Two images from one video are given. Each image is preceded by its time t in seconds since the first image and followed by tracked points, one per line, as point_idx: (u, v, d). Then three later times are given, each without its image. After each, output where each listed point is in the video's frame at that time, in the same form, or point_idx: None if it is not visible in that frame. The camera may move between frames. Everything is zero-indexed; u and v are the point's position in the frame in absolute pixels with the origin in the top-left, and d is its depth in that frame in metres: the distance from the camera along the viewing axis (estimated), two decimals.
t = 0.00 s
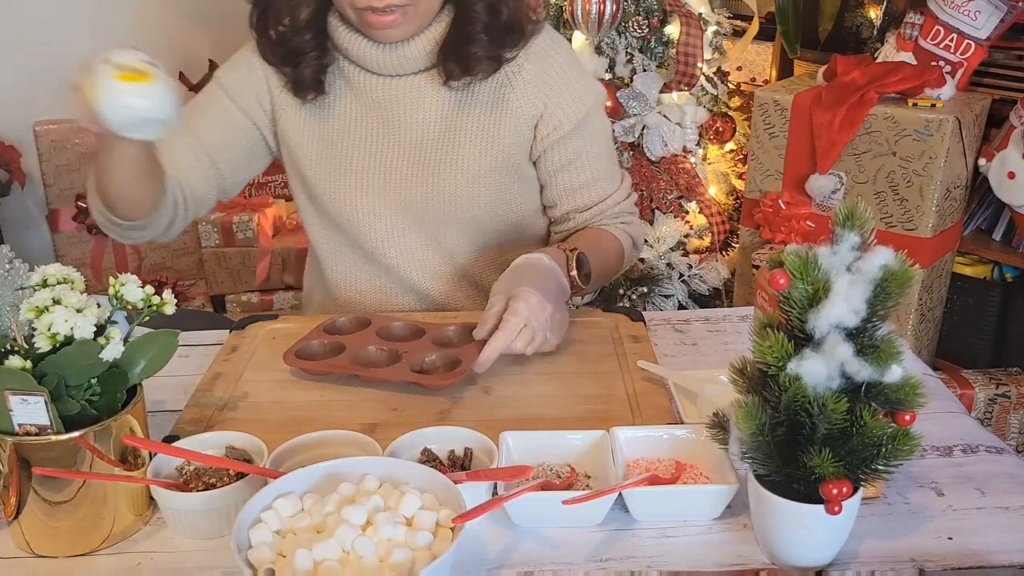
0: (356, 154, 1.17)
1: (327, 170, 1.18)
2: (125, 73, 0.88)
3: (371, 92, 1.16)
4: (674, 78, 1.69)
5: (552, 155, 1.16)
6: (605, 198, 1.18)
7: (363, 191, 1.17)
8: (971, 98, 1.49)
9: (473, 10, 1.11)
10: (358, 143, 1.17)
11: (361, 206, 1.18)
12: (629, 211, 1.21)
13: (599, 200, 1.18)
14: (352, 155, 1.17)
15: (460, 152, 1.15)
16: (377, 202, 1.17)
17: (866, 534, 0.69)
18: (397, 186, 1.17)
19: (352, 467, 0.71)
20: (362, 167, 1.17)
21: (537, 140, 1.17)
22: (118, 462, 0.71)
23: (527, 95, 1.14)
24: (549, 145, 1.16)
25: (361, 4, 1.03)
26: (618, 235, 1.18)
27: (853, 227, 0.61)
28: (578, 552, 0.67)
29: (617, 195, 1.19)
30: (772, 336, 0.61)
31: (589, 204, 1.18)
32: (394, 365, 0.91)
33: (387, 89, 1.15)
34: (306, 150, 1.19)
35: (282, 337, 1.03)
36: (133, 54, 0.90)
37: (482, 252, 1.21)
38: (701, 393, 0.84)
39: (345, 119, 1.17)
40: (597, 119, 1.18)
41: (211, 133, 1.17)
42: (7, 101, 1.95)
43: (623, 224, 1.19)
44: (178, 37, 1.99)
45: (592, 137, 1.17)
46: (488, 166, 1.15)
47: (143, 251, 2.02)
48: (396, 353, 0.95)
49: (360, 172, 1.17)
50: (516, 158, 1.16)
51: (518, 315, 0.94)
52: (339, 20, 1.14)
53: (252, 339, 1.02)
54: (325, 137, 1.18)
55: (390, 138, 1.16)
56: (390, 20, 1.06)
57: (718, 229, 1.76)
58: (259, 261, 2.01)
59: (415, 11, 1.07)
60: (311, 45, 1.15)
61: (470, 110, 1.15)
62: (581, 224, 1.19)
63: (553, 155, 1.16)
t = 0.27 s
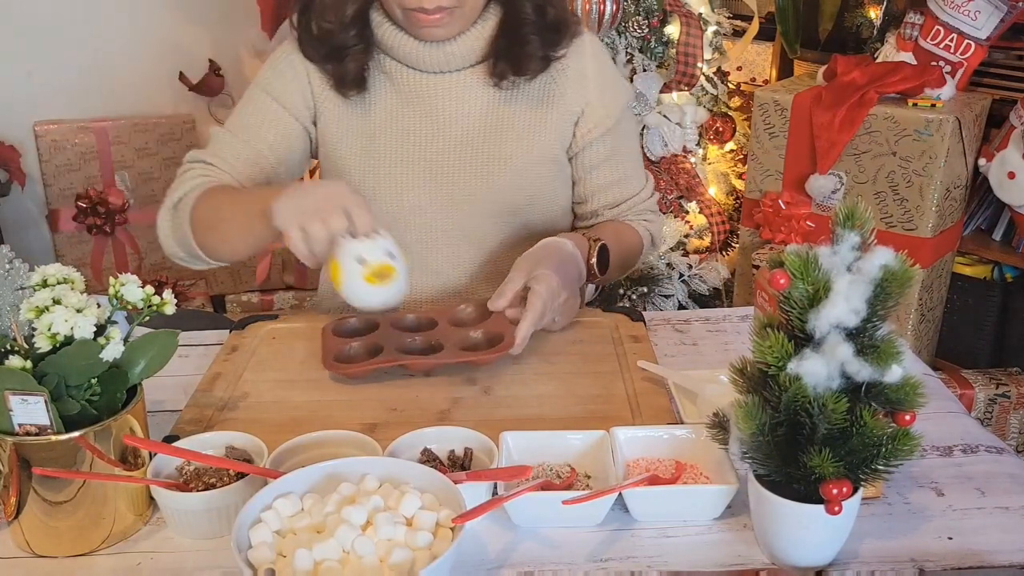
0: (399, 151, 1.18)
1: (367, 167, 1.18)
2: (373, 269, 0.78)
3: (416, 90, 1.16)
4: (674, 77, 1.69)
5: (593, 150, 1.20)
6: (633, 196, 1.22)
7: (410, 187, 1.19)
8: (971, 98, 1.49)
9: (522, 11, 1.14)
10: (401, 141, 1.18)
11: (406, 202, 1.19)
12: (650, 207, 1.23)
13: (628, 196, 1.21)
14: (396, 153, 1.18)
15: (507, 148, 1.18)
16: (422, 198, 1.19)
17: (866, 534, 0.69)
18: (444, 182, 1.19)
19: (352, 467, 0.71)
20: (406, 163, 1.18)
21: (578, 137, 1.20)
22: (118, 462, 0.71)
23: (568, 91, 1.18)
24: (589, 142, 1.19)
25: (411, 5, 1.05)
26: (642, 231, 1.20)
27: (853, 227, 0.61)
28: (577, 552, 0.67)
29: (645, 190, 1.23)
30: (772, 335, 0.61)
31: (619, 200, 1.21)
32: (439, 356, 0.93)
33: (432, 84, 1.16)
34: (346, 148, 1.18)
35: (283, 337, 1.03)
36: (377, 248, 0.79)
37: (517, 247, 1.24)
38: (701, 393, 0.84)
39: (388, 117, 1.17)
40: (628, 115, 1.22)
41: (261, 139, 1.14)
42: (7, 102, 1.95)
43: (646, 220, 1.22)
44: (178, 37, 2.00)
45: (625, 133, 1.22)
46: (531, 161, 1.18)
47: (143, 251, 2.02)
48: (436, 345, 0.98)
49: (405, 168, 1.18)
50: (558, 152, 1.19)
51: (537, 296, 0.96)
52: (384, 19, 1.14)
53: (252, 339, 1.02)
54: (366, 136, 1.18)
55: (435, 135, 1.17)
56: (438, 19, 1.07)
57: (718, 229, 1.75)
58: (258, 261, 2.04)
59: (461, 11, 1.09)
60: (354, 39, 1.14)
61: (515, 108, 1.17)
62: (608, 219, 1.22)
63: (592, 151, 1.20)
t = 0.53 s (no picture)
0: (429, 155, 1.18)
1: (395, 170, 1.18)
2: (485, 358, 0.87)
3: (449, 95, 1.17)
4: (674, 78, 1.69)
5: (613, 157, 1.24)
6: (644, 203, 1.26)
7: (437, 190, 1.19)
8: (971, 98, 1.49)
9: (558, 21, 1.18)
10: (431, 145, 1.18)
11: (433, 205, 1.20)
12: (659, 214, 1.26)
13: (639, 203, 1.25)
14: (425, 157, 1.18)
15: (536, 154, 1.20)
16: (449, 201, 1.20)
17: (866, 534, 0.69)
18: (472, 186, 1.20)
19: (352, 467, 0.71)
20: (435, 165, 1.19)
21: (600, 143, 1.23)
22: (118, 462, 0.71)
23: (592, 96, 1.22)
24: (612, 149, 1.23)
25: (452, 13, 1.06)
26: (652, 237, 1.24)
27: (853, 227, 0.61)
28: (578, 552, 0.67)
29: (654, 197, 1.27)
30: (773, 336, 0.61)
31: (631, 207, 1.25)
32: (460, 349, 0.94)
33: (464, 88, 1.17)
34: (373, 150, 1.18)
35: (283, 337, 1.03)
36: (493, 339, 0.87)
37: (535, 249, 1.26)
38: (701, 393, 0.84)
39: (418, 121, 1.17)
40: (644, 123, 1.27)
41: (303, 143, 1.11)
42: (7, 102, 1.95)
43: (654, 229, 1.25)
44: (178, 37, 2.00)
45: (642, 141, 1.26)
46: (558, 165, 1.21)
47: (143, 251, 2.02)
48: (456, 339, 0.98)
49: (432, 171, 1.19)
50: (581, 156, 1.22)
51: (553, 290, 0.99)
52: (421, 24, 1.16)
53: (252, 339, 1.02)
54: (395, 139, 1.18)
55: (466, 139, 1.18)
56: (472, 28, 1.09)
57: (718, 229, 1.75)
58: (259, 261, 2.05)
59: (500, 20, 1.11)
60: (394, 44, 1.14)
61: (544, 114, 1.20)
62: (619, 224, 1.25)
63: (611, 157, 1.24)
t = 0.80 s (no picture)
0: (434, 159, 1.19)
1: (400, 173, 1.19)
2: (515, 381, 0.84)
3: (456, 99, 1.17)
4: (674, 78, 1.69)
5: (619, 161, 1.24)
6: (651, 205, 1.24)
7: (442, 193, 1.20)
8: (971, 98, 1.49)
9: (568, 27, 1.17)
10: (436, 149, 1.19)
11: (436, 207, 1.21)
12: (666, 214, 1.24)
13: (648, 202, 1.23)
14: (430, 160, 1.19)
15: (541, 158, 1.21)
16: (452, 204, 1.21)
17: (865, 534, 0.69)
18: (476, 189, 1.21)
19: (352, 467, 0.71)
20: (441, 168, 1.19)
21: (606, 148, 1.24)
22: (118, 462, 0.71)
23: (600, 101, 1.22)
24: (617, 153, 1.24)
25: (461, 21, 1.06)
26: (664, 237, 1.22)
27: (853, 227, 0.61)
28: (577, 552, 0.67)
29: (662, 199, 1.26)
30: (773, 336, 0.61)
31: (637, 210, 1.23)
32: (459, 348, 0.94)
33: (472, 92, 1.17)
34: (378, 153, 1.18)
35: (283, 337, 1.03)
36: (524, 360, 0.85)
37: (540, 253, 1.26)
38: (701, 393, 0.84)
39: (424, 125, 1.18)
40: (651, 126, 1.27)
41: (304, 148, 1.10)
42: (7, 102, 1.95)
43: (662, 231, 1.23)
44: (179, 37, 2.00)
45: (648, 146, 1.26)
46: (562, 170, 1.21)
47: (143, 251, 2.03)
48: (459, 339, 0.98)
49: (436, 174, 1.20)
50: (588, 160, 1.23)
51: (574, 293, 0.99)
52: (431, 28, 1.15)
53: (252, 339, 1.02)
54: (400, 142, 1.18)
55: (471, 144, 1.19)
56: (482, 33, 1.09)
57: (718, 229, 1.75)
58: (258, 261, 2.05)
59: (510, 27, 1.10)
60: (405, 50, 1.13)
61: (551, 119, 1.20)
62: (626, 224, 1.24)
63: (617, 160, 1.24)
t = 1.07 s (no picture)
0: (423, 163, 1.19)
1: (389, 177, 1.19)
2: (515, 380, 0.84)
3: (444, 103, 1.18)
4: (674, 78, 1.69)
5: (613, 163, 1.23)
6: (651, 206, 1.23)
7: (431, 197, 1.20)
8: (971, 98, 1.49)
9: (558, 32, 1.17)
10: (425, 152, 1.19)
11: (426, 211, 1.21)
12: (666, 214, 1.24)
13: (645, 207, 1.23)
14: (420, 164, 1.19)
15: (531, 163, 1.20)
16: (442, 208, 1.21)
17: (865, 534, 0.69)
18: (466, 194, 1.20)
19: (352, 467, 0.71)
20: (429, 173, 1.19)
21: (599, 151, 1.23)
22: (118, 462, 0.71)
23: (592, 105, 1.21)
24: (612, 156, 1.23)
25: (445, 24, 1.05)
26: (661, 238, 1.21)
27: (854, 227, 0.61)
28: (577, 552, 0.67)
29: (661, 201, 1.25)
30: (773, 336, 0.61)
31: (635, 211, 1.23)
32: (459, 348, 0.94)
33: (459, 96, 1.17)
34: (368, 157, 1.19)
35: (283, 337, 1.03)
36: (524, 358, 0.85)
37: (536, 257, 1.26)
38: (701, 393, 0.84)
39: (413, 129, 1.18)
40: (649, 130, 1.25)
41: (278, 161, 1.16)
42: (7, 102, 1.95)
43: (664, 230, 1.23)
44: (179, 37, 2.00)
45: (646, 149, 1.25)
46: (553, 174, 1.20)
47: (143, 251, 2.03)
48: (459, 338, 0.97)
49: (426, 179, 1.19)
50: (579, 164, 1.22)
51: (573, 306, 0.98)
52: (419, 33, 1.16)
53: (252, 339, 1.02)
54: (390, 146, 1.18)
55: (460, 148, 1.19)
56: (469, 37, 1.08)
57: (718, 229, 1.75)
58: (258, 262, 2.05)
59: (497, 31, 1.09)
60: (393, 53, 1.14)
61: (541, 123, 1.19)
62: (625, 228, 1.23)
63: (612, 163, 1.23)
